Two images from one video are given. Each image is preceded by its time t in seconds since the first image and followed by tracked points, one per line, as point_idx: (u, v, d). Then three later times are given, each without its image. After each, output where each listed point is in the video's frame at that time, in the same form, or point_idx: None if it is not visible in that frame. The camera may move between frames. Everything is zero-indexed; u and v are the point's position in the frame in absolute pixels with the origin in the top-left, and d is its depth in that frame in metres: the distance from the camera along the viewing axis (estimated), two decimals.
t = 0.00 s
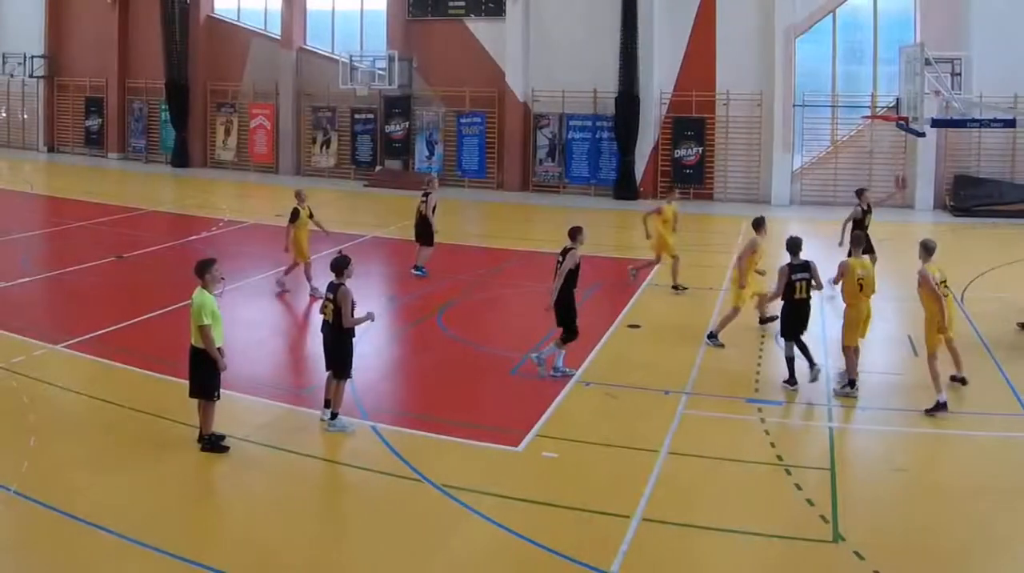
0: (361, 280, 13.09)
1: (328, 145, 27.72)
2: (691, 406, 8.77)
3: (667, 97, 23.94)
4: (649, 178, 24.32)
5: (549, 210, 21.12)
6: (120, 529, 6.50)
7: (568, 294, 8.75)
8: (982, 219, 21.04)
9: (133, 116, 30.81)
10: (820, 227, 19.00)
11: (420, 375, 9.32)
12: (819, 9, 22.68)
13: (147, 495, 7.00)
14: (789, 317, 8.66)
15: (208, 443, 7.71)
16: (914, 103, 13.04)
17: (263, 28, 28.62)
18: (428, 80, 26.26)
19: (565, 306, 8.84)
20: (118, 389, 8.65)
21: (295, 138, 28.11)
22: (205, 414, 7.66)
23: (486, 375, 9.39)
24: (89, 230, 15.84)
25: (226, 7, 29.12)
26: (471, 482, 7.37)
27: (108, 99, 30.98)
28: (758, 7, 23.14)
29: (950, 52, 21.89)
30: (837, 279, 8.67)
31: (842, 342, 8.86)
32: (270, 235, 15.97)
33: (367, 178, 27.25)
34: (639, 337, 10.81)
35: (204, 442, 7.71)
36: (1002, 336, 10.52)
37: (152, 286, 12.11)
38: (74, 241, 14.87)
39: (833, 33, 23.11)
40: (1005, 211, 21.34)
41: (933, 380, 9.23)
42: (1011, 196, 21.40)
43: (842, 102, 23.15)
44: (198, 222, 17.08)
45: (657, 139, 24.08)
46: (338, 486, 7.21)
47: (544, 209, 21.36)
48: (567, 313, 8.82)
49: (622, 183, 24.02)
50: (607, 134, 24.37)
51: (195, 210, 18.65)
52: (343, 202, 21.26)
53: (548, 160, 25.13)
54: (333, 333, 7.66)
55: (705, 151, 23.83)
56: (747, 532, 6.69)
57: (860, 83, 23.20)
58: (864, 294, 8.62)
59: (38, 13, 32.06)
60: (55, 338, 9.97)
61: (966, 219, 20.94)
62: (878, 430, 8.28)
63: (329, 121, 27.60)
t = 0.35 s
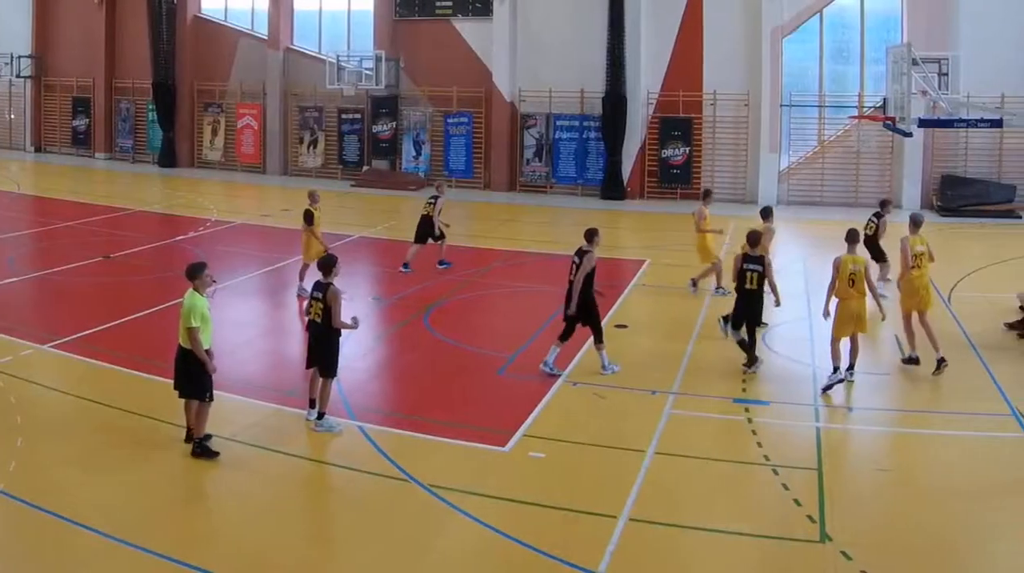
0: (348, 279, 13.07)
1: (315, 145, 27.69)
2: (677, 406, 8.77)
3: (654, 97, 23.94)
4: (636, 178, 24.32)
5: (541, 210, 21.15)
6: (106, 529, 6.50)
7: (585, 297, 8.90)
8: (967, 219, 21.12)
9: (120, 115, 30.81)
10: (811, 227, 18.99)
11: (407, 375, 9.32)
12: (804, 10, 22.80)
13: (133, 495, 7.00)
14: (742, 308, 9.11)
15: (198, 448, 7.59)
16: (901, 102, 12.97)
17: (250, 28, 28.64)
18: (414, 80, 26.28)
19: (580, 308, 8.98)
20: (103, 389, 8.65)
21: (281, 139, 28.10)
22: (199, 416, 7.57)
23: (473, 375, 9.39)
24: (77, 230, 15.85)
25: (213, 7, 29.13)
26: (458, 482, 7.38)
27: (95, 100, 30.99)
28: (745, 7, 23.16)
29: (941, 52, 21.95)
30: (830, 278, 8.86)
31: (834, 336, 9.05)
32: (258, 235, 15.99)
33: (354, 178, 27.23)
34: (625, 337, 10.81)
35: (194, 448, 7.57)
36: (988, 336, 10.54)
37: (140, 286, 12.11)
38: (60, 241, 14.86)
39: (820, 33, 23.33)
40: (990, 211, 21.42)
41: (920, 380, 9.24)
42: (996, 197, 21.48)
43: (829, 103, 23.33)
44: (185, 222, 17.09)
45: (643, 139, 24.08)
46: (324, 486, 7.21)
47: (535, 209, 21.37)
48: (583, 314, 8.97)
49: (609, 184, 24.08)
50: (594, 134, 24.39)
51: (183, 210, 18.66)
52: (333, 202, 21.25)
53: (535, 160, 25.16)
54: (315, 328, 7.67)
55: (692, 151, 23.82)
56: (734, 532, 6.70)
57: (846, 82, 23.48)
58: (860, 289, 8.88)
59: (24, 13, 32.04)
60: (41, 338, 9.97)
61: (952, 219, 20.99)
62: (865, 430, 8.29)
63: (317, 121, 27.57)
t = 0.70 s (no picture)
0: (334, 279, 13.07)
1: (301, 144, 27.65)
2: (663, 406, 8.77)
3: (640, 97, 24.02)
4: (622, 177, 24.34)
5: (532, 210, 21.17)
6: (95, 529, 6.50)
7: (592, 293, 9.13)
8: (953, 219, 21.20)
9: (106, 116, 30.80)
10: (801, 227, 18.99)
11: (393, 374, 9.32)
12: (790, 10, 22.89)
13: (119, 495, 7.00)
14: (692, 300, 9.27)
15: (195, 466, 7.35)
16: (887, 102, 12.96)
17: (236, 28, 28.63)
18: (401, 81, 26.29)
19: (585, 303, 9.19)
20: (87, 389, 8.65)
21: (268, 139, 28.08)
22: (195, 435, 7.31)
23: (458, 375, 9.39)
24: (63, 230, 15.84)
25: (200, 7, 29.12)
26: (444, 482, 7.38)
27: (81, 100, 30.99)
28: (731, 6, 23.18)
29: (926, 52, 22.03)
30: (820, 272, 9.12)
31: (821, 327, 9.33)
32: (244, 235, 16.00)
33: (340, 178, 27.18)
34: (610, 337, 10.81)
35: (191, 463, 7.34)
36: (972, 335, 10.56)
37: (127, 286, 12.12)
38: (45, 241, 14.85)
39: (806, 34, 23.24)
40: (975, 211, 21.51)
41: (904, 379, 9.24)
42: (982, 197, 21.54)
43: (815, 103, 23.33)
44: (171, 222, 17.08)
45: (630, 141, 24.15)
46: (309, 486, 7.21)
47: (526, 209, 21.37)
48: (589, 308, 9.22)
49: (594, 184, 24.09)
50: (580, 134, 24.41)
51: (171, 210, 18.65)
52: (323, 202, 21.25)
53: (521, 160, 25.19)
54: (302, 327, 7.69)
55: (678, 151, 23.88)
56: (721, 532, 6.69)
57: (834, 84, 23.37)
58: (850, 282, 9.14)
59: (10, 13, 32.03)
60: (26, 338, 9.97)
61: (936, 219, 21.05)
62: (850, 430, 8.29)
63: (303, 121, 27.55)
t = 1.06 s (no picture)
0: (321, 279, 13.05)
1: (288, 144, 27.64)
2: (651, 406, 8.77)
3: (627, 97, 24.02)
4: (608, 179, 24.31)
5: (523, 210, 21.20)
6: (82, 530, 6.51)
7: (584, 288, 9.23)
8: (940, 219, 21.24)
9: (93, 116, 30.79)
10: (790, 227, 19.01)
11: (380, 374, 9.32)
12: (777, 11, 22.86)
13: (105, 495, 7.00)
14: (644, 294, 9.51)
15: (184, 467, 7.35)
16: (874, 103, 12.95)
17: (223, 28, 28.63)
18: (389, 81, 26.30)
19: (577, 299, 9.30)
20: (73, 389, 8.66)
21: (255, 138, 28.08)
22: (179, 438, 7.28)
23: (446, 375, 9.39)
24: (50, 230, 15.82)
25: (187, 7, 29.10)
26: (431, 482, 7.38)
27: (68, 100, 30.99)
28: (718, 7, 23.22)
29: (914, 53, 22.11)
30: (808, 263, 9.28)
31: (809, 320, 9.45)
32: (232, 235, 16.01)
33: (327, 178, 27.16)
34: (596, 337, 10.81)
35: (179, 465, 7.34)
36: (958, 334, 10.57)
37: (115, 286, 12.12)
38: (31, 241, 14.85)
39: (793, 34, 23.36)
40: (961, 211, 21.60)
41: (892, 379, 9.25)
42: (969, 198, 21.62)
43: (802, 103, 23.44)
44: (158, 222, 17.07)
45: (617, 141, 24.14)
46: (296, 486, 7.21)
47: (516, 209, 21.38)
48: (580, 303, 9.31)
49: (581, 184, 24.06)
50: (567, 134, 24.40)
51: (158, 210, 18.65)
52: (313, 202, 21.26)
53: (507, 160, 25.17)
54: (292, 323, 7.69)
55: (665, 151, 23.89)
56: (707, 532, 6.70)
57: (822, 83, 23.54)
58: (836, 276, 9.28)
59: None
60: (13, 338, 9.96)
61: (922, 219, 21.11)
62: (836, 430, 8.30)
63: (290, 121, 27.54)
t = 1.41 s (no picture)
0: (308, 280, 13.05)
1: (274, 144, 27.63)
2: (637, 406, 8.77)
3: (613, 97, 24.06)
4: (594, 179, 24.35)
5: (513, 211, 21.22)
6: (68, 529, 6.51)
7: (598, 291, 9.40)
8: (925, 219, 21.31)
9: (79, 116, 30.74)
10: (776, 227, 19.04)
11: (367, 374, 9.31)
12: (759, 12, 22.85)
13: (90, 495, 7.00)
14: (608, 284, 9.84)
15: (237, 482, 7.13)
16: (861, 103, 12.95)
17: (208, 28, 28.63)
18: (374, 81, 26.29)
19: (589, 301, 9.48)
20: (58, 388, 8.66)
21: (240, 138, 28.06)
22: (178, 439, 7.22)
23: (432, 375, 9.39)
24: (35, 230, 15.81)
25: (172, 6, 29.07)
26: (417, 482, 7.38)
27: (53, 100, 30.95)
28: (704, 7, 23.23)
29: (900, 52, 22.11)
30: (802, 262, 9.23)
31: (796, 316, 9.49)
32: (218, 235, 16.02)
33: (313, 178, 27.13)
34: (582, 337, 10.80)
35: (231, 480, 7.10)
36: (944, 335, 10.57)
37: (102, 286, 12.12)
38: (17, 241, 14.83)
39: (779, 34, 23.32)
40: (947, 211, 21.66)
41: (878, 379, 9.25)
42: (955, 198, 21.68)
43: (788, 103, 23.36)
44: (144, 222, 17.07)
45: (602, 140, 24.17)
46: (282, 486, 7.21)
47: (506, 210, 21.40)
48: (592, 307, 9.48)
49: (566, 184, 24.16)
50: (552, 134, 24.42)
51: (145, 210, 18.65)
52: (304, 202, 21.26)
53: (494, 160, 25.19)
54: (278, 324, 7.69)
55: (650, 151, 23.97)
56: (693, 532, 6.70)
57: (807, 83, 23.43)
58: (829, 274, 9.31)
59: None
60: None
61: (907, 219, 21.18)
62: (822, 430, 8.30)
63: (275, 121, 27.53)
